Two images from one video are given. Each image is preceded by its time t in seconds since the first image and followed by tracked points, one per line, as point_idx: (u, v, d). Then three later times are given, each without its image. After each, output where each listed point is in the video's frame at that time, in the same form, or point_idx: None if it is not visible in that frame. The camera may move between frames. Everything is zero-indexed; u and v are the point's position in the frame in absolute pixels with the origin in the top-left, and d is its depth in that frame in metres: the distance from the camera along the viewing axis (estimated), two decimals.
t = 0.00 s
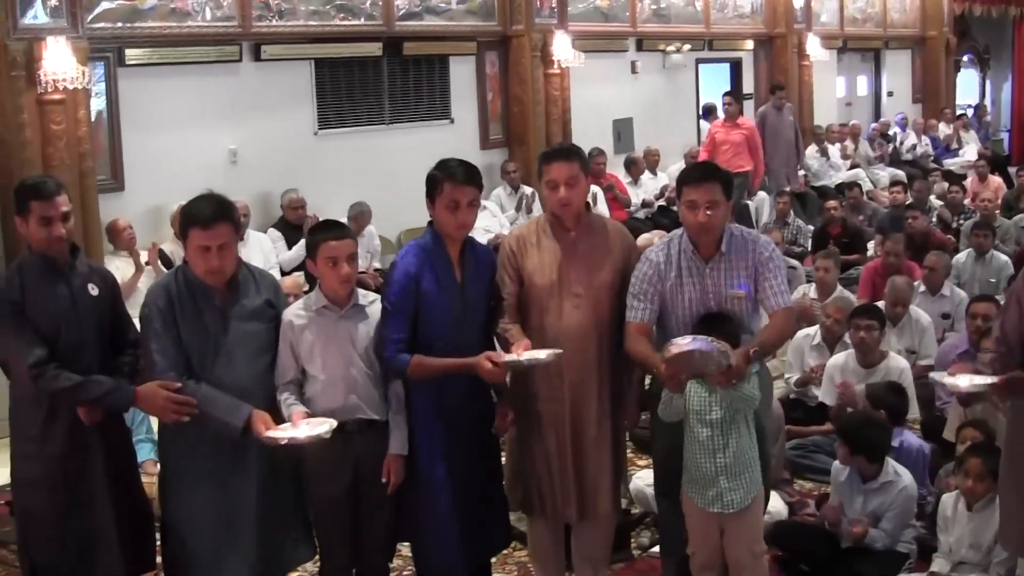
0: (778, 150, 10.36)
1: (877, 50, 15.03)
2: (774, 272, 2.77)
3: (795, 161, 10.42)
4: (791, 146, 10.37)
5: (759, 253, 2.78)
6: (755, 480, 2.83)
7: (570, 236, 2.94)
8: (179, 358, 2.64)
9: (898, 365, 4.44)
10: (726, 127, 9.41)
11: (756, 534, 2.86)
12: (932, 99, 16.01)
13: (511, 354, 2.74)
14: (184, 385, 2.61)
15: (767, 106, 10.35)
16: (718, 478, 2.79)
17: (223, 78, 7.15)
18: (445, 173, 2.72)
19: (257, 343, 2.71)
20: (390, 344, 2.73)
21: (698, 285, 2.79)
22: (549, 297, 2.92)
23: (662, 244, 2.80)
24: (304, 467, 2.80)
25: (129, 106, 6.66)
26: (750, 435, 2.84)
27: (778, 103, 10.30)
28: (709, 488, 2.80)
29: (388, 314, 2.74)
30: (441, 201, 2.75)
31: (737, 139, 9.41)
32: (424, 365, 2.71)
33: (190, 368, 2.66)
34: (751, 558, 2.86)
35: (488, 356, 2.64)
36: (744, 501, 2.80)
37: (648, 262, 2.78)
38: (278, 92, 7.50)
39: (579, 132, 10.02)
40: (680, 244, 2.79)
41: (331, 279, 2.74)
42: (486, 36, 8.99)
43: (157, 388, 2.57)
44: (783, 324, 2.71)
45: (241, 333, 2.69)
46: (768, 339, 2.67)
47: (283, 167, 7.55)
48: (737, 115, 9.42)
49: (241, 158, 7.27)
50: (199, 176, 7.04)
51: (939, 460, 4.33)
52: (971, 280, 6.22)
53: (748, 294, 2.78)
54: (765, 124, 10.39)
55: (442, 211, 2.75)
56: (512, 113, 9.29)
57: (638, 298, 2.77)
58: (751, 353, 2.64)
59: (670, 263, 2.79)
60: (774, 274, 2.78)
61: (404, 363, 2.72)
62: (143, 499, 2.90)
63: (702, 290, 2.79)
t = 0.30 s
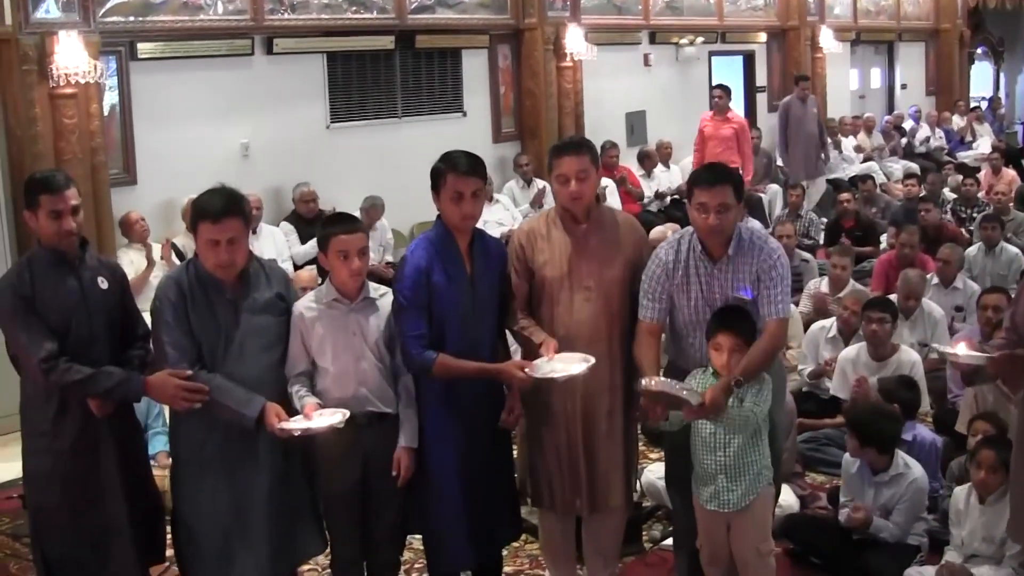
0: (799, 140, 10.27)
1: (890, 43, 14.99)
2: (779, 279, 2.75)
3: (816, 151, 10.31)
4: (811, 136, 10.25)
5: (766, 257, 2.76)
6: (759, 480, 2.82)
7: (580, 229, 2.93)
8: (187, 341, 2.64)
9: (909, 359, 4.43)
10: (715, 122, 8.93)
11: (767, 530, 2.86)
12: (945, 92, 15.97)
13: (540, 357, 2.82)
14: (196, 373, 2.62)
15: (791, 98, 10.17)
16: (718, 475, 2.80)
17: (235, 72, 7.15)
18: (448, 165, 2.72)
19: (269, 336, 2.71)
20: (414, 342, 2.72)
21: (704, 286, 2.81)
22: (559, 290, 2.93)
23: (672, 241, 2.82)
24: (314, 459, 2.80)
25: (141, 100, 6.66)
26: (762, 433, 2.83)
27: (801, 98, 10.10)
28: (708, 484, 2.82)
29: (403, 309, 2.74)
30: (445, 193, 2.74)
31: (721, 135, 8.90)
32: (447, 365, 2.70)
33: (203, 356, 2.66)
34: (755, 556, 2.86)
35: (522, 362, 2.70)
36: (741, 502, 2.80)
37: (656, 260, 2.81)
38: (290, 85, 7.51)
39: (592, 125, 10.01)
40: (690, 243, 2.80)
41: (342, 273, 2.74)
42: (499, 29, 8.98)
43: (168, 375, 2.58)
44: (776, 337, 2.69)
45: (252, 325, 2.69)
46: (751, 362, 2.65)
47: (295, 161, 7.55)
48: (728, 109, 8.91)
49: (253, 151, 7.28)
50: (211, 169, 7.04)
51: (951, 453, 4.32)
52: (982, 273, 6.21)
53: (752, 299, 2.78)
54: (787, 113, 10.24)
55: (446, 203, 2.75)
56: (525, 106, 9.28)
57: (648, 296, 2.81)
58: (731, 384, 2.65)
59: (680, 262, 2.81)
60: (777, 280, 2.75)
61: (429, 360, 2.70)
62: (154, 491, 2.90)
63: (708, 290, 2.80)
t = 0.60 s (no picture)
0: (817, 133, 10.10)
1: (900, 36, 14.97)
2: (787, 281, 2.75)
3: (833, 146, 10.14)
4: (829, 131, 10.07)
5: (772, 257, 2.75)
6: (769, 478, 2.81)
7: (586, 222, 2.93)
8: (182, 343, 2.64)
9: (918, 352, 4.43)
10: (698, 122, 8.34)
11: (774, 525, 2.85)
12: (955, 83, 15.96)
13: (547, 352, 2.82)
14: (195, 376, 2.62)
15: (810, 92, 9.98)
16: (728, 473, 2.82)
17: (243, 66, 7.16)
18: (453, 157, 2.71)
19: (274, 331, 2.71)
20: (418, 337, 2.71)
21: (713, 286, 2.81)
22: (565, 283, 2.93)
23: (680, 241, 2.82)
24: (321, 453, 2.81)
25: (150, 95, 6.67)
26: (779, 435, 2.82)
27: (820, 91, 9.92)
28: (719, 481, 2.84)
29: (411, 304, 2.73)
30: (451, 186, 2.74)
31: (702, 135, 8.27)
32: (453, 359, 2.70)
33: (196, 357, 2.67)
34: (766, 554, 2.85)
35: (527, 362, 2.71)
36: (753, 497, 2.81)
37: (666, 260, 2.81)
38: (298, 80, 7.51)
39: (600, 119, 10.00)
40: (697, 244, 2.81)
41: (349, 266, 2.74)
42: (507, 23, 8.98)
43: (166, 375, 2.57)
44: (782, 340, 2.69)
45: (258, 321, 2.69)
46: (766, 383, 2.68)
47: (303, 155, 7.56)
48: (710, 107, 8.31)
49: (261, 146, 7.28)
50: (219, 163, 7.04)
51: (959, 446, 4.32)
52: (992, 266, 6.20)
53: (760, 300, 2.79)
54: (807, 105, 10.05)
55: (453, 196, 2.75)
56: (533, 100, 9.28)
57: (659, 296, 2.82)
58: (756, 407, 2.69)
59: (689, 262, 2.81)
60: (787, 281, 2.76)
61: (435, 356, 2.70)
62: (161, 486, 2.91)
63: (717, 290, 2.82)
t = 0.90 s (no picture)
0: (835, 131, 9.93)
1: (908, 34, 14.97)
2: (799, 272, 2.79)
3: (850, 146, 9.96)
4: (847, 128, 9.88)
5: (783, 251, 2.79)
6: (785, 471, 2.85)
7: (593, 218, 2.93)
8: (178, 335, 2.64)
9: (925, 351, 4.42)
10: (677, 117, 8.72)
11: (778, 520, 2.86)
12: (963, 81, 15.98)
13: (531, 347, 2.83)
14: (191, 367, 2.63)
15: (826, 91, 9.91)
16: (746, 471, 2.83)
17: (251, 61, 7.16)
18: (466, 153, 2.72)
19: (282, 326, 2.72)
20: (411, 329, 2.73)
21: (724, 284, 2.83)
22: (574, 279, 2.93)
23: (688, 241, 2.82)
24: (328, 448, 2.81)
25: (158, 89, 6.67)
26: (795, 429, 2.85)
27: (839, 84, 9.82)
28: (737, 479, 2.85)
29: (411, 299, 2.75)
30: (461, 181, 2.75)
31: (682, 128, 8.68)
32: (442, 354, 2.70)
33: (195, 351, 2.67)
34: (778, 545, 2.90)
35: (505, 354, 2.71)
36: (769, 494, 2.84)
37: (676, 261, 2.80)
38: (307, 75, 7.51)
39: (608, 115, 10.00)
40: (706, 242, 2.81)
41: (357, 261, 2.74)
42: (516, 19, 8.98)
43: (166, 365, 2.58)
44: (806, 330, 2.74)
45: (267, 316, 2.69)
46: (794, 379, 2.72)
47: (311, 149, 7.56)
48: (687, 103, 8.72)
49: (269, 140, 7.29)
50: (227, 157, 7.05)
51: (965, 445, 4.32)
52: (999, 265, 6.20)
53: (772, 294, 2.82)
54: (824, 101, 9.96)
55: (463, 192, 2.75)
56: (541, 95, 9.29)
57: (670, 300, 2.79)
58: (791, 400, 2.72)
59: (699, 262, 2.81)
60: (799, 274, 2.79)
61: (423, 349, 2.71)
62: (167, 480, 2.91)
63: (727, 287, 2.83)
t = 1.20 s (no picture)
0: (841, 130, 9.89)
1: (913, 33, 14.96)
2: (805, 274, 2.78)
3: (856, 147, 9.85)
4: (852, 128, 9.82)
5: (788, 253, 2.78)
6: (793, 471, 2.86)
7: (599, 217, 2.93)
8: (199, 335, 2.63)
9: (930, 351, 4.43)
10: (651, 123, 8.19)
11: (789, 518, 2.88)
12: (968, 81, 15.97)
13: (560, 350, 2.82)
14: (207, 368, 2.62)
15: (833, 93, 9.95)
16: (752, 469, 2.85)
17: (256, 58, 7.16)
18: (471, 152, 2.72)
19: (287, 323, 2.71)
20: (436, 330, 2.71)
21: (730, 282, 2.83)
22: (579, 276, 2.93)
23: (695, 240, 2.83)
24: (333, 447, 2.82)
25: (163, 86, 6.67)
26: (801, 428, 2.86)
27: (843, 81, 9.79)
28: (744, 477, 2.87)
29: (426, 297, 2.73)
30: (468, 180, 2.75)
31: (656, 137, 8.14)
32: (472, 354, 2.72)
33: (210, 350, 2.66)
34: (783, 544, 2.91)
35: (541, 357, 2.71)
36: (775, 493, 2.86)
37: (681, 260, 2.80)
38: (312, 72, 7.51)
39: (613, 112, 10.00)
40: (712, 241, 2.82)
41: (360, 259, 2.74)
42: (521, 17, 8.97)
43: (180, 364, 2.57)
44: (806, 335, 2.73)
45: (272, 314, 2.69)
46: (793, 382, 2.73)
47: (315, 147, 7.56)
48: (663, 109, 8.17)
49: (274, 138, 7.30)
50: (232, 155, 7.05)
51: (970, 444, 4.32)
52: (1005, 264, 6.20)
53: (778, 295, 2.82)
54: (831, 102, 9.97)
55: (469, 190, 2.75)
56: (546, 93, 9.28)
57: (676, 298, 2.80)
58: (788, 403, 2.72)
59: (704, 260, 2.82)
60: (805, 275, 2.78)
61: (452, 350, 2.71)
62: (174, 476, 2.91)
63: (734, 285, 2.84)
